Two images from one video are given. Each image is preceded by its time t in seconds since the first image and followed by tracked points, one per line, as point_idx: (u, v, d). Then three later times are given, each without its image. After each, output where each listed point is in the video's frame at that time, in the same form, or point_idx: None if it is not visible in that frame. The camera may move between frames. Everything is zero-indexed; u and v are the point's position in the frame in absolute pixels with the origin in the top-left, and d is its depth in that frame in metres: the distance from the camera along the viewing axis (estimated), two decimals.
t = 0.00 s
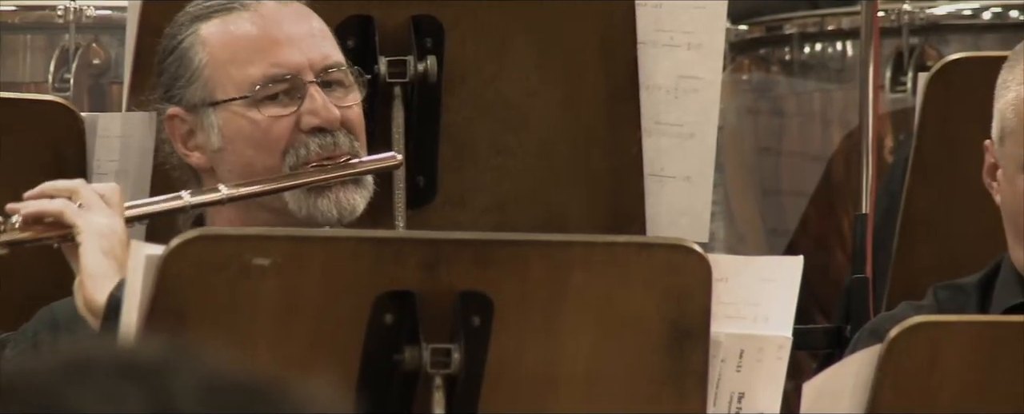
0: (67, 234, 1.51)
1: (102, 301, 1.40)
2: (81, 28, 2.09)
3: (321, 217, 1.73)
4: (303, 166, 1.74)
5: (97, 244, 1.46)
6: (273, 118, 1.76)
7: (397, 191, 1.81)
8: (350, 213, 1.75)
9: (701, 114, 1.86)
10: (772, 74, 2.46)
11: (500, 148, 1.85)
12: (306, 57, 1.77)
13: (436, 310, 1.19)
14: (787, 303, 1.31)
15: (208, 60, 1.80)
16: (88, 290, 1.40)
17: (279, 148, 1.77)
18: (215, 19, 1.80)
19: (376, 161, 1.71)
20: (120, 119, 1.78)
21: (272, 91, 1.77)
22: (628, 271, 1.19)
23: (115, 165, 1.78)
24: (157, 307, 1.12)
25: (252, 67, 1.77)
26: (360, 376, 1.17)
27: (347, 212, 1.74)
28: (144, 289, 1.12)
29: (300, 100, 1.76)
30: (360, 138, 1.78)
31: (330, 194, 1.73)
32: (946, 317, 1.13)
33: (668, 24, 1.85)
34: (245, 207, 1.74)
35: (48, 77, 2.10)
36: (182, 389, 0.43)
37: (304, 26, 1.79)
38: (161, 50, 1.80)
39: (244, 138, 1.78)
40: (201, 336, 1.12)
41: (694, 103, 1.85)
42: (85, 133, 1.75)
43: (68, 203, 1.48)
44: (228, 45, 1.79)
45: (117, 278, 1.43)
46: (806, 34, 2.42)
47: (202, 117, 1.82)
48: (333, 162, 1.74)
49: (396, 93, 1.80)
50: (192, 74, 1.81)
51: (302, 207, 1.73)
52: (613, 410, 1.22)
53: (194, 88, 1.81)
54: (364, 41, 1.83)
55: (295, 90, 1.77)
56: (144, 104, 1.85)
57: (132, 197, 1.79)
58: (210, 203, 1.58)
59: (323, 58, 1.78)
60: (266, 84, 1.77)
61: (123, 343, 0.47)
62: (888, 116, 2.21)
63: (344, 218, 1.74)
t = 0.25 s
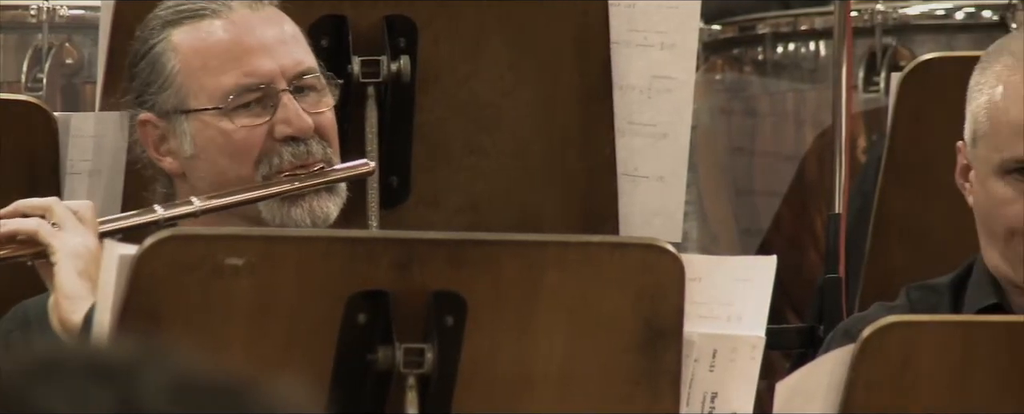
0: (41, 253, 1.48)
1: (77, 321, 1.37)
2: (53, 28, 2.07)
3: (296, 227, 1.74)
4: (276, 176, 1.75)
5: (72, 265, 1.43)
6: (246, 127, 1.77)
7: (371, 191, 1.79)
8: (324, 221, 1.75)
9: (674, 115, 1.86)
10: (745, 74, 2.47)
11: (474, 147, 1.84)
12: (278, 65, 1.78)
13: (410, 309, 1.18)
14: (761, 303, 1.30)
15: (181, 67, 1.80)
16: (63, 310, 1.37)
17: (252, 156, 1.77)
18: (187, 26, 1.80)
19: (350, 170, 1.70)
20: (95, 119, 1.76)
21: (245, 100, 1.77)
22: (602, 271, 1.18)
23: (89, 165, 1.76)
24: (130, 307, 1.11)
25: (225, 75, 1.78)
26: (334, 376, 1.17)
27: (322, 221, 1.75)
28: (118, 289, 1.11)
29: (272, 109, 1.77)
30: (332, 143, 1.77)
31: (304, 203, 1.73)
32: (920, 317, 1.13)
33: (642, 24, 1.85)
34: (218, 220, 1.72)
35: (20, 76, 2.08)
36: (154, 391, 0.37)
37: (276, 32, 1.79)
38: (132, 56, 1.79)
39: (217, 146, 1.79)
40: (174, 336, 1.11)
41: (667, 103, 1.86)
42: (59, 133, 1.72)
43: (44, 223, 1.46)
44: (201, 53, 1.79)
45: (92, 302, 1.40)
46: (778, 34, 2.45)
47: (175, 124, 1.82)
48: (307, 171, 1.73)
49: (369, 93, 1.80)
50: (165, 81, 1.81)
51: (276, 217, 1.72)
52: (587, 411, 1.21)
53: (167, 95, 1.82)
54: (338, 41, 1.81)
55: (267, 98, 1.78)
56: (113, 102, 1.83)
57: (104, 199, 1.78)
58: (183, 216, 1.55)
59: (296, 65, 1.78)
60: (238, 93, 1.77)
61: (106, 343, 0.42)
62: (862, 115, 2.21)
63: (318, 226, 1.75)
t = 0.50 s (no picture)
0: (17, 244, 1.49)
1: (54, 314, 1.38)
2: (26, 28, 2.05)
3: (273, 224, 1.72)
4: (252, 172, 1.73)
5: (47, 259, 1.44)
6: (222, 123, 1.76)
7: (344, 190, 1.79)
8: (301, 217, 1.74)
9: (649, 114, 1.85)
10: (719, 74, 2.46)
11: (448, 147, 1.83)
12: (254, 62, 1.77)
13: (384, 308, 1.17)
14: (734, 303, 1.30)
15: (157, 64, 1.79)
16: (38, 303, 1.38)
17: (229, 153, 1.76)
18: (163, 23, 1.79)
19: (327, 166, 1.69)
20: (69, 119, 1.73)
21: (222, 96, 1.76)
22: (575, 271, 1.18)
23: (64, 166, 1.73)
24: (104, 306, 1.09)
25: (201, 72, 1.77)
26: (308, 375, 1.16)
27: (299, 217, 1.74)
28: (91, 289, 1.10)
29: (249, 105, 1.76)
30: (308, 140, 1.76)
31: (281, 199, 1.72)
32: (895, 317, 1.12)
33: (617, 24, 1.83)
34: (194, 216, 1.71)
35: None
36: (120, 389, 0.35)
37: (252, 31, 1.77)
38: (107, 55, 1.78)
39: (194, 143, 1.78)
40: (148, 336, 1.10)
41: (641, 103, 1.84)
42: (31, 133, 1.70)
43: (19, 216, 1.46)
44: (177, 50, 1.78)
45: (67, 294, 1.40)
46: (752, 34, 2.44)
47: (152, 121, 1.81)
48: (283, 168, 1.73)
49: (342, 94, 1.78)
50: (141, 78, 1.80)
51: (253, 213, 1.71)
52: (561, 411, 1.21)
53: (144, 93, 1.81)
54: (312, 41, 1.81)
55: (244, 95, 1.77)
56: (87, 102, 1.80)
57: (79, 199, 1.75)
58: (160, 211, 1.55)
59: (271, 63, 1.76)
60: (214, 90, 1.76)
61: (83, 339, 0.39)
62: (835, 115, 2.22)
63: (294, 223, 1.74)
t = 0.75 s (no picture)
0: None
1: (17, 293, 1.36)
2: None
3: (240, 213, 1.74)
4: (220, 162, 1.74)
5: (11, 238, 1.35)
6: (190, 114, 1.76)
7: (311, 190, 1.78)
8: (268, 207, 1.75)
9: (616, 115, 1.85)
10: (686, 74, 2.47)
11: (414, 147, 1.82)
12: (222, 55, 1.77)
13: (350, 308, 1.16)
14: (702, 304, 1.30)
15: (125, 58, 1.80)
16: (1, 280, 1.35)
17: (196, 143, 1.77)
18: (131, 18, 1.81)
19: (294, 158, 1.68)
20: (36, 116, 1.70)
21: (189, 87, 1.77)
22: (541, 271, 1.17)
23: (30, 165, 1.71)
24: (70, 306, 1.08)
25: (169, 63, 1.78)
26: (274, 376, 1.15)
27: (266, 207, 1.75)
28: (57, 290, 1.09)
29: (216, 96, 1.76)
30: (276, 133, 1.76)
31: (248, 189, 1.73)
32: (861, 317, 1.12)
33: (583, 24, 1.83)
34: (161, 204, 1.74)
35: None
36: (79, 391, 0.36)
37: (220, 27, 1.78)
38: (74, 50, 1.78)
39: (162, 135, 1.78)
40: (115, 338, 1.09)
41: (608, 103, 1.85)
42: None
43: None
44: (145, 43, 1.79)
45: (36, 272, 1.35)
46: (719, 34, 2.47)
47: (120, 115, 1.81)
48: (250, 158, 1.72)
49: (309, 93, 1.76)
50: (109, 72, 1.80)
51: (220, 204, 1.73)
52: (528, 412, 1.21)
53: (111, 86, 1.81)
54: (279, 41, 1.79)
55: (211, 87, 1.77)
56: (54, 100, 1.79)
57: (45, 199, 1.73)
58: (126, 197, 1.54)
59: (239, 56, 1.78)
60: (182, 81, 1.77)
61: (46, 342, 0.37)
62: (801, 115, 2.22)
63: (262, 213, 1.75)
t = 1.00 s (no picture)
0: None
1: None
2: None
3: (213, 207, 1.73)
4: (193, 155, 1.74)
5: None
6: (163, 108, 1.76)
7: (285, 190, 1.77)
8: (241, 202, 1.74)
9: (590, 115, 1.83)
10: (659, 74, 2.49)
11: (389, 146, 1.81)
12: (196, 50, 1.77)
13: (325, 309, 1.16)
14: (676, 305, 1.30)
15: (99, 53, 1.80)
16: None
17: (169, 137, 1.76)
18: (106, 13, 1.80)
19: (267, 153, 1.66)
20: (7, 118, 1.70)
21: (162, 82, 1.77)
22: (516, 271, 1.16)
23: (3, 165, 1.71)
24: (46, 304, 1.08)
25: (143, 57, 1.78)
26: (247, 377, 1.13)
27: (239, 202, 1.74)
28: (32, 289, 1.09)
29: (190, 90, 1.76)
30: (250, 129, 1.76)
31: (221, 183, 1.72)
32: (834, 317, 1.12)
33: (557, 24, 1.82)
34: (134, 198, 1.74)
35: None
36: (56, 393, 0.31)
37: (194, 24, 1.78)
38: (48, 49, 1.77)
39: (135, 129, 1.77)
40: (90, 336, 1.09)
41: (581, 103, 1.82)
42: None
43: None
44: (119, 38, 1.79)
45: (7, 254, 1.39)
46: (693, 34, 2.47)
47: (93, 110, 1.81)
48: (223, 152, 1.73)
49: (285, 94, 1.77)
50: (82, 67, 1.80)
51: (193, 198, 1.72)
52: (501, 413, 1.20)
53: (85, 81, 1.81)
54: (252, 40, 1.78)
55: (185, 82, 1.77)
56: (31, 98, 1.77)
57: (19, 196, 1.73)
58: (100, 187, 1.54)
59: (213, 52, 1.77)
60: (156, 75, 1.77)
61: (16, 338, 0.34)
62: (777, 115, 2.22)
63: (235, 208, 1.73)
